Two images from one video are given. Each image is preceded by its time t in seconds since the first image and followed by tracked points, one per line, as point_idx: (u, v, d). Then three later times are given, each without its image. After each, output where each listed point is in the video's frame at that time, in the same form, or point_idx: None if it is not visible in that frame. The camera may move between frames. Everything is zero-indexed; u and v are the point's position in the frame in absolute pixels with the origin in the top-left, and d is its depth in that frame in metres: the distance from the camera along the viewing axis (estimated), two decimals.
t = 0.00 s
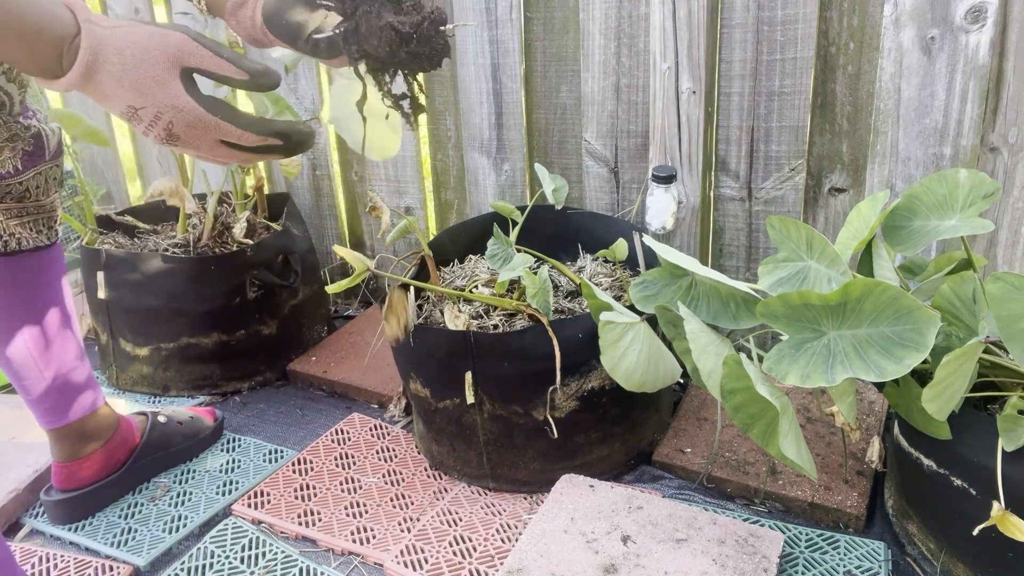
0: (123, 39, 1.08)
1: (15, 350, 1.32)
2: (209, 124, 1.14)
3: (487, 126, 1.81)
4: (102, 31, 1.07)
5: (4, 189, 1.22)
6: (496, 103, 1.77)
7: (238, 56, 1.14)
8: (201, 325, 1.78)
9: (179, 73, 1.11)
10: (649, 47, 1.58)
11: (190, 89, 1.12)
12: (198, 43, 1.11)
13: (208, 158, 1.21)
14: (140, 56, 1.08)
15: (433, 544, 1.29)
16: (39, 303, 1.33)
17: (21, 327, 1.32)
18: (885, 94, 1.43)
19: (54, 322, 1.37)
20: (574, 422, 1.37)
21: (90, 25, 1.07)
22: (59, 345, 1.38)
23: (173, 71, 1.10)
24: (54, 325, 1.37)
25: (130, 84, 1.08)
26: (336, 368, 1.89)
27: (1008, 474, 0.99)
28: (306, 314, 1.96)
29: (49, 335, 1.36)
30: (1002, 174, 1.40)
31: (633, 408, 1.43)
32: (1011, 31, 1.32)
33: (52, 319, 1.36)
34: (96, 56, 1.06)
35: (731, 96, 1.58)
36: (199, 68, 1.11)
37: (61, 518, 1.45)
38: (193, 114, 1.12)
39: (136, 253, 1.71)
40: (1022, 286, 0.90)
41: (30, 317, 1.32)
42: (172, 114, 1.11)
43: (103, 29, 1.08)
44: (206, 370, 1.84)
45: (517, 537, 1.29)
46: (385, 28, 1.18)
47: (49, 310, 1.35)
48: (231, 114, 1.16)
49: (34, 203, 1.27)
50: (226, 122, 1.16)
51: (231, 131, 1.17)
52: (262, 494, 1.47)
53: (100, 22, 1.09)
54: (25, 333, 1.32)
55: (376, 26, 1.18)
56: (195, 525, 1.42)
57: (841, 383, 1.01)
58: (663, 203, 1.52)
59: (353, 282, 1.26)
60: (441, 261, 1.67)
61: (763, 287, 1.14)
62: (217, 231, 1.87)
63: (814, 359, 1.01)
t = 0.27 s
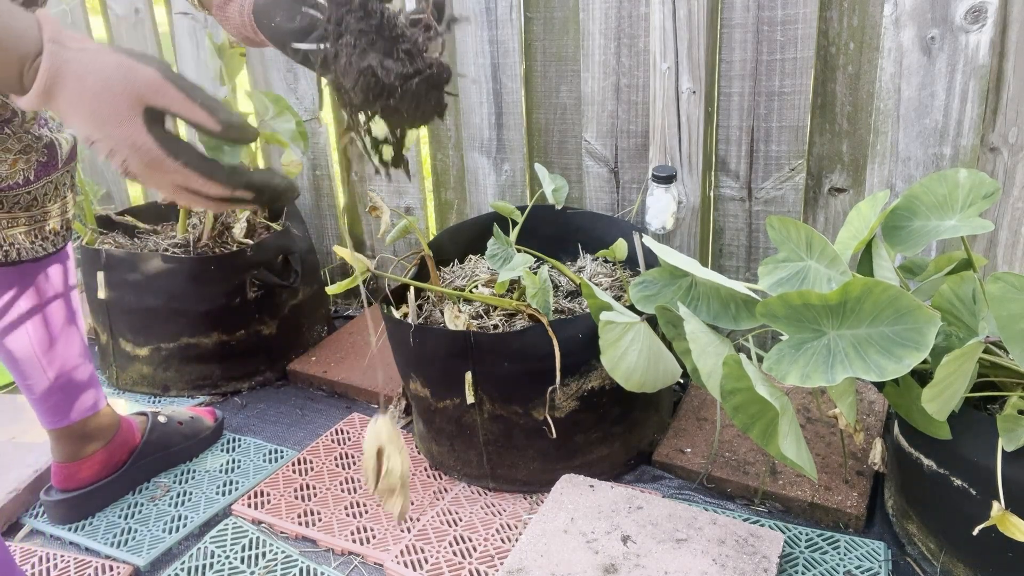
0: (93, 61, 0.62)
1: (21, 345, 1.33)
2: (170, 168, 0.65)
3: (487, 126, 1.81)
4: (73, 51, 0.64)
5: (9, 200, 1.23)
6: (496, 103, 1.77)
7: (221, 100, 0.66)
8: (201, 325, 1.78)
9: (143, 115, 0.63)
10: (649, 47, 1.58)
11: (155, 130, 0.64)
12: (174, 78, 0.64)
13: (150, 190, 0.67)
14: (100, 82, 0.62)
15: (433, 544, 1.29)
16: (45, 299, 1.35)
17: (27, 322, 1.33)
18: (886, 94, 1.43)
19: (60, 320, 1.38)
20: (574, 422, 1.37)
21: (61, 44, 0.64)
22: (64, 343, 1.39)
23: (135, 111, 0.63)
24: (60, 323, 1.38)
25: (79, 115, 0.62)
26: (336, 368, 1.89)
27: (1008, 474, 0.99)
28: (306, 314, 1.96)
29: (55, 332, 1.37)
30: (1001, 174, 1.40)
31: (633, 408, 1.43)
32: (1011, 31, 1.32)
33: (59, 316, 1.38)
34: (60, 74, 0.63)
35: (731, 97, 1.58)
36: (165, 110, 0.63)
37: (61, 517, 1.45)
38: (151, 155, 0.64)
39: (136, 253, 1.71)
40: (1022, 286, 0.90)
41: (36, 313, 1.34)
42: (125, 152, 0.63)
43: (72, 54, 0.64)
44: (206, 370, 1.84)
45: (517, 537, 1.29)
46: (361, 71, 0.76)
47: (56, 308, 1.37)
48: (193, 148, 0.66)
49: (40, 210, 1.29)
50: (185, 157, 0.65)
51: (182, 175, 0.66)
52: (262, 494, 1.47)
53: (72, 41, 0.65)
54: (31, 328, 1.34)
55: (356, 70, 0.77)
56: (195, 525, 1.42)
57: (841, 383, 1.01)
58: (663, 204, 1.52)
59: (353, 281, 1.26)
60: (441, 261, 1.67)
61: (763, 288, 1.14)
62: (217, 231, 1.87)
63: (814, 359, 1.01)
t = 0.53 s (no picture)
0: (69, 143, 1.06)
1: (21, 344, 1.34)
2: (133, 244, 1.19)
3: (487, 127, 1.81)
4: (45, 127, 1.04)
5: (5, 201, 1.23)
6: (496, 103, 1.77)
7: (184, 190, 1.18)
8: (201, 325, 1.78)
9: (110, 192, 1.12)
10: (649, 47, 1.58)
11: (121, 211, 1.15)
12: (144, 170, 1.14)
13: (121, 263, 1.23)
14: (76, 162, 1.06)
15: (433, 544, 1.29)
16: (42, 299, 1.36)
17: (27, 321, 1.34)
18: (885, 94, 1.43)
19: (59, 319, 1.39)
20: (575, 422, 1.37)
21: (36, 119, 1.03)
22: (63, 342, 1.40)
23: (102, 189, 1.11)
24: (59, 322, 1.39)
25: (55, 187, 1.07)
26: (336, 368, 1.89)
27: (1009, 474, 0.99)
28: (306, 314, 1.96)
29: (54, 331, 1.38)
30: (1002, 174, 1.40)
31: (634, 408, 1.43)
32: (1011, 30, 1.32)
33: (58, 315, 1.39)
34: (33, 145, 1.03)
35: (731, 97, 1.58)
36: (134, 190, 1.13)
37: (61, 517, 1.45)
38: (113, 231, 1.15)
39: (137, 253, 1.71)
40: (1022, 286, 0.90)
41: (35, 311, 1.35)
42: (93, 229, 1.14)
43: (46, 125, 1.04)
44: (206, 370, 1.84)
45: (517, 537, 1.29)
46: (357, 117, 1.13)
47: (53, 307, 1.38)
48: (152, 235, 1.22)
49: (37, 210, 1.29)
50: (142, 241, 1.20)
51: (134, 246, 1.19)
52: (262, 494, 1.47)
53: (49, 114, 1.05)
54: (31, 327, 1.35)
55: (353, 110, 1.13)
56: (195, 525, 1.42)
57: (841, 383, 1.01)
58: (663, 204, 1.52)
59: (353, 282, 1.25)
60: (441, 261, 1.67)
61: (763, 287, 1.14)
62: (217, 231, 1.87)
63: (814, 359, 1.01)
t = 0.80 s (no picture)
0: (101, 150, 1.08)
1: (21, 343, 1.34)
2: (165, 247, 1.21)
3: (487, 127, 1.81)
4: (79, 134, 1.06)
5: (6, 202, 1.23)
6: (496, 104, 1.78)
7: (217, 193, 1.17)
8: (201, 325, 1.78)
9: (142, 197, 1.13)
10: (649, 47, 1.58)
11: (154, 215, 1.17)
12: (176, 174, 1.13)
13: (155, 265, 1.26)
14: (108, 169, 1.08)
15: (433, 544, 1.29)
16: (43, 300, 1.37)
17: (28, 320, 1.34)
18: (886, 94, 1.43)
19: (60, 318, 1.39)
20: (574, 422, 1.37)
21: (70, 126, 1.05)
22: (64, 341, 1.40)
23: (134, 195, 1.12)
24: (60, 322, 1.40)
25: (88, 193, 1.10)
26: (336, 368, 1.89)
27: (1008, 474, 0.99)
28: (306, 314, 1.96)
29: (55, 330, 1.39)
30: (1001, 174, 1.40)
31: (634, 408, 1.43)
32: (1011, 31, 1.32)
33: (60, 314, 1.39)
34: (68, 152, 1.05)
35: (731, 97, 1.58)
36: (165, 195, 1.13)
37: (61, 518, 1.45)
38: (145, 236, 1.18)
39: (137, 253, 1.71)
40: (1022, 286, 0.90)
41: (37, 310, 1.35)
42: (127, 233, 1.17)
43: (80, 132, 1.07)
44: (206, 370, 1.84)
45: (517, 537, 1.29)
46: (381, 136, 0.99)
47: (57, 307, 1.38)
48: (184, 238, 1.24)
49: (36, 212, 1.28)
50: (175, 245, 1.23)
51: (167, 248, 1.21)
52: (262, 494, 1.47)
53: (82, 121, 1.07)
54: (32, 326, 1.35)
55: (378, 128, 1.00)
56: (195, 525, 1.42)
57: (841, 383, 1.01)
58: (663, 204, 1.52)
59: (353, 287, 1.26)
60: (441, 261, 1.67)
61: (763, 288, 1.14)
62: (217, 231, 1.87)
63: (814, 360, 1.01)
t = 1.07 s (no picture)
0: (125, 146, 1.09)
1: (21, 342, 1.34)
2: (189, 242, 1.21)
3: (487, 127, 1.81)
4: (103, 130, 1.07)
5: (6, 201, 1.23)
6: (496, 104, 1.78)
7: (239, 188, 1.17)
8: (201, 325, 1.78)
9: (167, 192, 1.14)
10: (649, 48, 1.58)
11: (178, 210, 1.17)
12: (199, 169, 1.13)
13: (178, 259, 1.25)
14: (133, 165, 1.09)
15: (433, 544, 1.29)
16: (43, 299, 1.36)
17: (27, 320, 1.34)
18: (885, 94, 1.43)
19: (60, 318, 1.39)
20: (574, 422, 1.37)
21: (94, 123, 1.06)
22: (65, 342, 1.40)
23: (159, 189, 1.13)
24: (61, 322, 1.40)
25: (113, 189, 1.11)
26: (336, 368, 1.89)
27: (1008, 474, 0.99)
28: (306, 314, 1.96)
29: (55, 330, 1.39)
30: (1002, 174, 1.40)
31: (633, 408, 1.43)
32: (1011, 30, 1.32)
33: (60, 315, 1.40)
34: (93, 148, 1.06)
35: (731, 97, 1.58)
36: (189, 190, 1.14)
37: (61, 518, 1.45)
38: (169, 231, 1.18)
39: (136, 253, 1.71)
40: (1022, 286, 0.90)
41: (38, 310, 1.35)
42: (152, 228, 1.17)
43: (105, 128, 1.08)
44: (206, 370, 1.84)
45: (517, 537, 1.29)
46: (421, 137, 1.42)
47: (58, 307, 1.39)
48: (206, 233, 1.23)
49: (36, 211, 1.29)
50: (198, 239, 1.22)
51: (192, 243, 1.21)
52: (262, 494, 1.47)
53: (106, 118, 1.08)
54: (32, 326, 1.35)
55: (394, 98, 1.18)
56: (195, 525, 1.42)
57: (841, 383, 1.01)
58: (663, 204, 1.52)
59: (354, 286, 1.25)
60: (441, 261, 1.67)
61: (763, 287, 1.14)
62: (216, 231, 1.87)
63: (814, 360, 1.01)
